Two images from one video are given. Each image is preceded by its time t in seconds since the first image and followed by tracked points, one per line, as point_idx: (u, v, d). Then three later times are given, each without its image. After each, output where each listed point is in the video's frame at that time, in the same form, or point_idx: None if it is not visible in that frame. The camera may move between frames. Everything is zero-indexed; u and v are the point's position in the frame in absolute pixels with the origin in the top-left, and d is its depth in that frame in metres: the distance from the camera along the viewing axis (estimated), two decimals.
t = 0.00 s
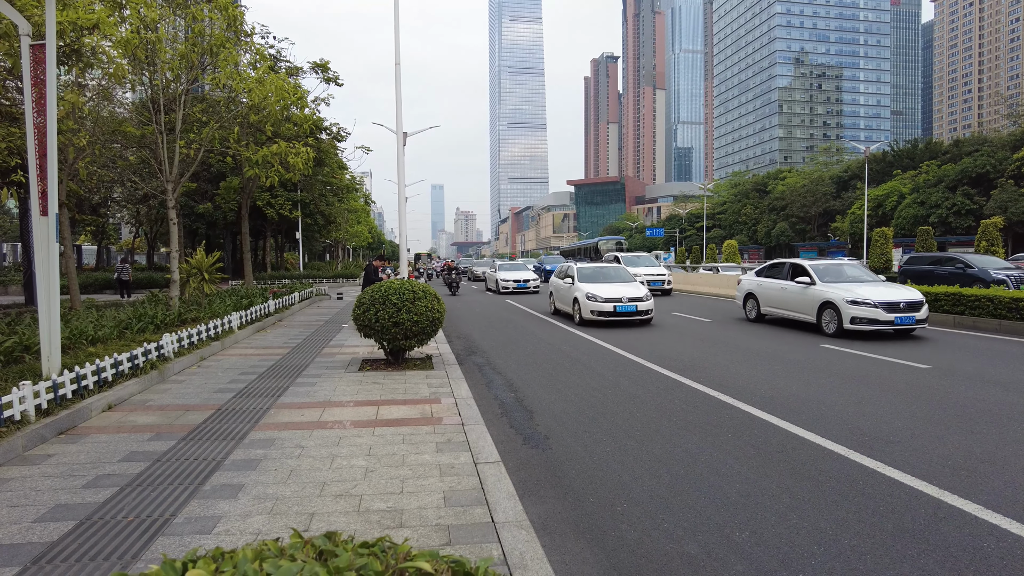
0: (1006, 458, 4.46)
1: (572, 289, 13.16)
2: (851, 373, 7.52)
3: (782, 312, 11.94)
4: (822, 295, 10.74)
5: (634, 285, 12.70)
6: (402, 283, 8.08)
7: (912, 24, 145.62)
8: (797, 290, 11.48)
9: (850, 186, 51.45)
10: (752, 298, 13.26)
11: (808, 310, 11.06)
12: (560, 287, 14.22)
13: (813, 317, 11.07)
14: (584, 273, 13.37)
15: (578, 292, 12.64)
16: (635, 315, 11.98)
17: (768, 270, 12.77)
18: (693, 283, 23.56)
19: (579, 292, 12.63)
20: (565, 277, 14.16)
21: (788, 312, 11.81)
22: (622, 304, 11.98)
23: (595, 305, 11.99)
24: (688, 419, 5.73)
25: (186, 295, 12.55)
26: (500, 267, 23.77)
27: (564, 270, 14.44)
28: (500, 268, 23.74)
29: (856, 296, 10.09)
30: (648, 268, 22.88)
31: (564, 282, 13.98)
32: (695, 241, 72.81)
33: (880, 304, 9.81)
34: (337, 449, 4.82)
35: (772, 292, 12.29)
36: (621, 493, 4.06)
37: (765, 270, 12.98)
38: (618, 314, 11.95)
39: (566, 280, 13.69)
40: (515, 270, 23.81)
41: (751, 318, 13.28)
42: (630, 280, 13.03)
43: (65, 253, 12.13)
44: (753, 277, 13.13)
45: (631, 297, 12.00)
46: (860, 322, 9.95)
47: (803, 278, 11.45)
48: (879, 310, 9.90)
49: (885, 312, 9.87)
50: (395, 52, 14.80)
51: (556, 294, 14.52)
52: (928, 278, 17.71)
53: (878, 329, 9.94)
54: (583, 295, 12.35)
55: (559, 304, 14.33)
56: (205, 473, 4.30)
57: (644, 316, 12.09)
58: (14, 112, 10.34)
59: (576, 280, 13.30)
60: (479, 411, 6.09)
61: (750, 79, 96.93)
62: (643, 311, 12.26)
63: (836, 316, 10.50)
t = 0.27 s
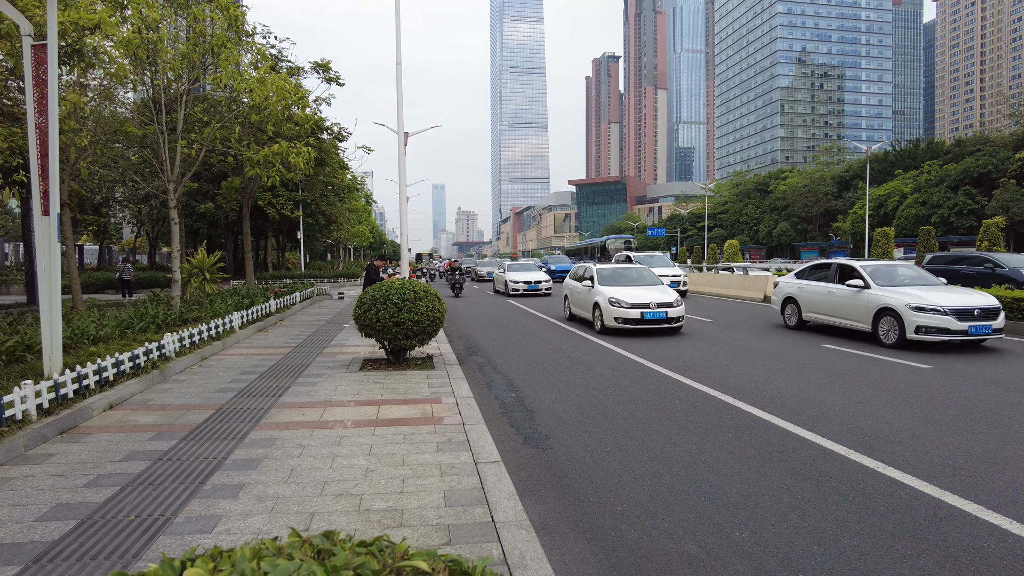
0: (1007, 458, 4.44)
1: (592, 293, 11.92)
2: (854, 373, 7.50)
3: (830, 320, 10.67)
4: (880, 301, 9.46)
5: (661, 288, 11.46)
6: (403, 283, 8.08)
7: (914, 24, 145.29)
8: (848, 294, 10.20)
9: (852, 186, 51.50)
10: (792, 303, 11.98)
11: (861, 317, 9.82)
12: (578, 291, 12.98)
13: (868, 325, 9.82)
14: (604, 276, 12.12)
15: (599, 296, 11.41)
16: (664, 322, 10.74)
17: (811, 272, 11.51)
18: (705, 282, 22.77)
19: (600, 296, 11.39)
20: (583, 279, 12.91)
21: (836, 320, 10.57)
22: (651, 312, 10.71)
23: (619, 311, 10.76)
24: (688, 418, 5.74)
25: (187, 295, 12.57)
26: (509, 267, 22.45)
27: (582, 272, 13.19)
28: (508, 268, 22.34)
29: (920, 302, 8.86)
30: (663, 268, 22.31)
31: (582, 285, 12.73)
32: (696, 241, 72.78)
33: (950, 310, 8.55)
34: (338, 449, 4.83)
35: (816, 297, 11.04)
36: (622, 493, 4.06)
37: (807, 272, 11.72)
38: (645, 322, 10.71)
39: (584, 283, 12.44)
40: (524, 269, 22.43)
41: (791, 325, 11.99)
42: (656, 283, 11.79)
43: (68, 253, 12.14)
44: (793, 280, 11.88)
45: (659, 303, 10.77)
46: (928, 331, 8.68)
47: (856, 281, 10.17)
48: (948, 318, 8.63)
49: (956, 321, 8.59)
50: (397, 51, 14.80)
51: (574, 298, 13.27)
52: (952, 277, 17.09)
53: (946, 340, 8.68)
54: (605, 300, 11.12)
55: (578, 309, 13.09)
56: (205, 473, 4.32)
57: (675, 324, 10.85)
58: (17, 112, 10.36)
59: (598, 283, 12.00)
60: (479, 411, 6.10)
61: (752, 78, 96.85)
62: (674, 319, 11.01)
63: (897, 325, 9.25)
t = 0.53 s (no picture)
0: (1010, 459, 4.42)
1: (616, 298, 10.59)
2: (856, 373, 7.49)
3: (893, 330, 9.31)
4: (960, 308, 8.12)
5: (694, 292, 10.19)
6: (404, 283, 8.08)
7: (916, 23, 144.96)
8: (916, 300, 8.87)
9: (854, 186, 51.44)
10: (843, 308, 10.59)
11: (934, 328, 8.50)
12: (597, 295, 11.64)
13: (943, 337, 8.48)
14: (629, 279, 10.79)
15: (626, 303, 10.08)
16: (701, 331, 9.47)
17: (864, 274, 10.13)
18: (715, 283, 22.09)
19: (628, 302, 10.07)
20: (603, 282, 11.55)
21: (901, 331, 9.22)
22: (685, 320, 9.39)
23: (652, 320, 9.47)
24: (689, 418, 5.74)
25: (189, 294, 12.57)
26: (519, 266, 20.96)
27: (601, 275, 11.86)
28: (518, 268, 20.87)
29: (1013, 310, 7.54)
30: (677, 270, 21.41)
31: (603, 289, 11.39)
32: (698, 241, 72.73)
33: None
34: (339, 449, 4.83)
35: (874, 303, 9.68)
36: (623, 493, 4.06)
37: (860, 275, 10.35)
38: (681, 331, 9.42)
39: (606, 287, 11.08)
40: (534, 268, 20.93)
41: (842, 334, 10.62)
42: (686, 286, 10.50)
43: (69, 253, 12.15)
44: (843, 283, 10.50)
45: (695, 310, 9.51)
46: None
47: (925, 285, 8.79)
48: None
49: None
50: (398, 51, 14.81)
51: (592, 303, 11.94)
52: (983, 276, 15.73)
53: None
54: (634, 307, 9.81)
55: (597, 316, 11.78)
56: (207, 472, 4.33)
57: (714, 333, 9.53)
58: (19, 113, 10.38)
59: (622, 286, 10.64)
60: (480, 411, 6.10)
61: (753, 78, 96.84)
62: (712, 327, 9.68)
63: (981, 337, 7.92)
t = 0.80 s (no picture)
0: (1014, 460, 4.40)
1: (649, 304, 9.17)
2: (858, 373, 7.47)
3: (977, 343, 7.94)
4: None
5: (739, 298, 8.78)
6: (406, 283, 8.09)
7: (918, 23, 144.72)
8: (1011, 306, 7.51)
9: (855, 186, 51.41)
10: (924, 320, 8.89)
11: None
12: (624, 301, 10.22)
13: None
14: (661, 282, 9.39)
15: (663, 311, 8.66)
16: (750, 344, 8.08)
17: (936, 278, 8.80)
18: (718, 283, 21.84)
19: (665, 309, 8.65)
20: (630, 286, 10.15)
21: (988, 344, 7.83)
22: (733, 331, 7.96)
23: (694, 331, 8.05)
24: (690, 418, 5.74)
25: (190, 294, 12.57)
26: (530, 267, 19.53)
27: (628, 277, 10.45)
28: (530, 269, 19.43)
29: None
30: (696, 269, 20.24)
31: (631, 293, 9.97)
32: (700, 241, 72.68)
33: None
34: (340, 449, 4.83)
35: (953, 310, 8.31)
36: (624, 494, 4.05)
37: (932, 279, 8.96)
38: (728, 344, 8.01)
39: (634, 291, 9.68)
40: (547, 270, 19.49)
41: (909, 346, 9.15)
42: (725, 290, 9.09)
43: (71, 253, 12.14)
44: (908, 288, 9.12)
45: (744, 319, 8.07)
46: None
47: None
48: None
49: None
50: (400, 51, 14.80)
51: (617, 310, 10.51)
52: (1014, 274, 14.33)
53: None
54: (672, 315, 8.40)
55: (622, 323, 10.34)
56: (208, 472, 4.33)
57: (766, 345, 8.11)
58: (21, 113, 10.39)
59: (653, 292, 9.25)
60: (481, 411, 6.10)
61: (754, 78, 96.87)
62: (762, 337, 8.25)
63: None
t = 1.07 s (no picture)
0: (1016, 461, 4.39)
1: (690, 313, 7.84)
2: (861, 374, 7.44)
3: None
4: None
5: (798, 306, 7.44)
6: (408, 283, 8.10)
7: (920, 23, 144.48)
8: None
9: (857, 186, 51.33)
10: None
11: None
12: (658, 309, 8.88)
13: None
14: (705, 287, 8.04)
15: (710, 321, 7.33)
16: (816, 361, 6.75)
17: None
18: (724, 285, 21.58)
19: (712, 320, 7.30)
20: (665, 291, 8.82)
21: None
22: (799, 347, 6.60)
23: (751, 347, 6.71)
24: (692, 419, 5.74)
25: (192, 294, 12.57)
26: (543, 269, 17.80)
27: (663, 281, 9.11)
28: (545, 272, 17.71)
29: None
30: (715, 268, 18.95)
31: (666, 299, 8.64)
32: (701, 241, 72.63)
33: None
34: (342, 449, 4.84)
35: None
36: (626, 494, 4.06)
37: None
38: (791, 361, 6.67)
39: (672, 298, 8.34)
40: (563, 272, 17.76)
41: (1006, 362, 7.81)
42: (779, 296, 7.79)
43: (73, 253, 12.15)
44: (1003, 295, 7.86)
45: (810, 332, 6.73)
46: None
47: None
48: None
49: None
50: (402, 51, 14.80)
51: (649, 318, 9.18)
52: None
53: None
54: (724, 326, 7.04)
55: (656, 335, 8.98)
56: (210, 472, 4.34)
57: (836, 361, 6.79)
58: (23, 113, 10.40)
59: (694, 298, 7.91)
60: (483, 412, 6.10)
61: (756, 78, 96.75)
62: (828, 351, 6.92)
63: None
